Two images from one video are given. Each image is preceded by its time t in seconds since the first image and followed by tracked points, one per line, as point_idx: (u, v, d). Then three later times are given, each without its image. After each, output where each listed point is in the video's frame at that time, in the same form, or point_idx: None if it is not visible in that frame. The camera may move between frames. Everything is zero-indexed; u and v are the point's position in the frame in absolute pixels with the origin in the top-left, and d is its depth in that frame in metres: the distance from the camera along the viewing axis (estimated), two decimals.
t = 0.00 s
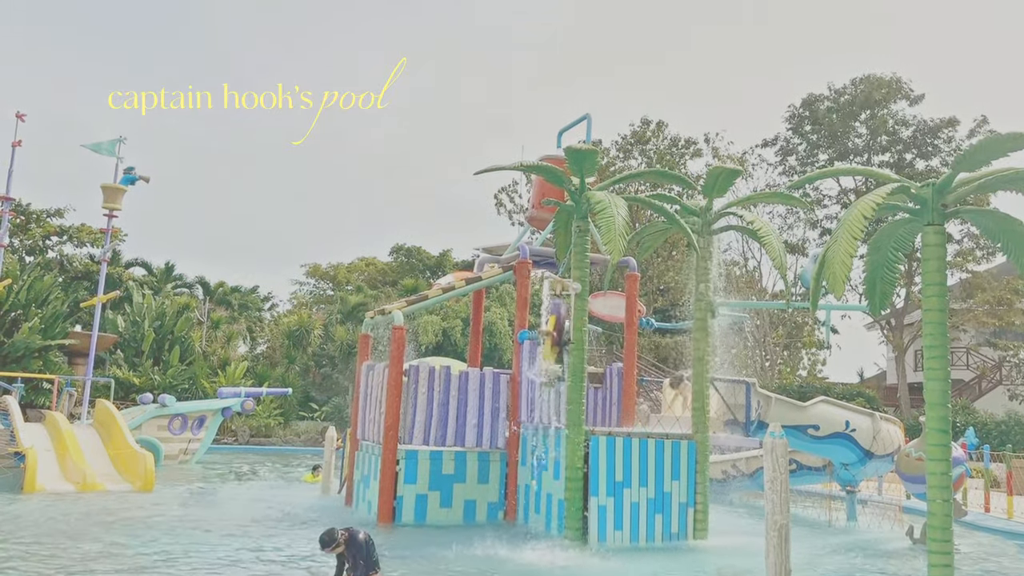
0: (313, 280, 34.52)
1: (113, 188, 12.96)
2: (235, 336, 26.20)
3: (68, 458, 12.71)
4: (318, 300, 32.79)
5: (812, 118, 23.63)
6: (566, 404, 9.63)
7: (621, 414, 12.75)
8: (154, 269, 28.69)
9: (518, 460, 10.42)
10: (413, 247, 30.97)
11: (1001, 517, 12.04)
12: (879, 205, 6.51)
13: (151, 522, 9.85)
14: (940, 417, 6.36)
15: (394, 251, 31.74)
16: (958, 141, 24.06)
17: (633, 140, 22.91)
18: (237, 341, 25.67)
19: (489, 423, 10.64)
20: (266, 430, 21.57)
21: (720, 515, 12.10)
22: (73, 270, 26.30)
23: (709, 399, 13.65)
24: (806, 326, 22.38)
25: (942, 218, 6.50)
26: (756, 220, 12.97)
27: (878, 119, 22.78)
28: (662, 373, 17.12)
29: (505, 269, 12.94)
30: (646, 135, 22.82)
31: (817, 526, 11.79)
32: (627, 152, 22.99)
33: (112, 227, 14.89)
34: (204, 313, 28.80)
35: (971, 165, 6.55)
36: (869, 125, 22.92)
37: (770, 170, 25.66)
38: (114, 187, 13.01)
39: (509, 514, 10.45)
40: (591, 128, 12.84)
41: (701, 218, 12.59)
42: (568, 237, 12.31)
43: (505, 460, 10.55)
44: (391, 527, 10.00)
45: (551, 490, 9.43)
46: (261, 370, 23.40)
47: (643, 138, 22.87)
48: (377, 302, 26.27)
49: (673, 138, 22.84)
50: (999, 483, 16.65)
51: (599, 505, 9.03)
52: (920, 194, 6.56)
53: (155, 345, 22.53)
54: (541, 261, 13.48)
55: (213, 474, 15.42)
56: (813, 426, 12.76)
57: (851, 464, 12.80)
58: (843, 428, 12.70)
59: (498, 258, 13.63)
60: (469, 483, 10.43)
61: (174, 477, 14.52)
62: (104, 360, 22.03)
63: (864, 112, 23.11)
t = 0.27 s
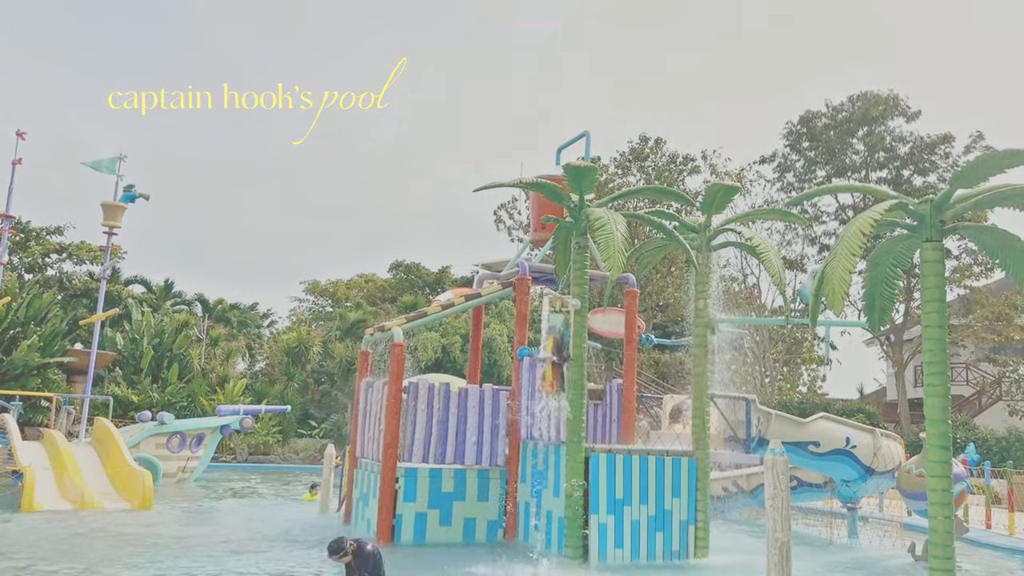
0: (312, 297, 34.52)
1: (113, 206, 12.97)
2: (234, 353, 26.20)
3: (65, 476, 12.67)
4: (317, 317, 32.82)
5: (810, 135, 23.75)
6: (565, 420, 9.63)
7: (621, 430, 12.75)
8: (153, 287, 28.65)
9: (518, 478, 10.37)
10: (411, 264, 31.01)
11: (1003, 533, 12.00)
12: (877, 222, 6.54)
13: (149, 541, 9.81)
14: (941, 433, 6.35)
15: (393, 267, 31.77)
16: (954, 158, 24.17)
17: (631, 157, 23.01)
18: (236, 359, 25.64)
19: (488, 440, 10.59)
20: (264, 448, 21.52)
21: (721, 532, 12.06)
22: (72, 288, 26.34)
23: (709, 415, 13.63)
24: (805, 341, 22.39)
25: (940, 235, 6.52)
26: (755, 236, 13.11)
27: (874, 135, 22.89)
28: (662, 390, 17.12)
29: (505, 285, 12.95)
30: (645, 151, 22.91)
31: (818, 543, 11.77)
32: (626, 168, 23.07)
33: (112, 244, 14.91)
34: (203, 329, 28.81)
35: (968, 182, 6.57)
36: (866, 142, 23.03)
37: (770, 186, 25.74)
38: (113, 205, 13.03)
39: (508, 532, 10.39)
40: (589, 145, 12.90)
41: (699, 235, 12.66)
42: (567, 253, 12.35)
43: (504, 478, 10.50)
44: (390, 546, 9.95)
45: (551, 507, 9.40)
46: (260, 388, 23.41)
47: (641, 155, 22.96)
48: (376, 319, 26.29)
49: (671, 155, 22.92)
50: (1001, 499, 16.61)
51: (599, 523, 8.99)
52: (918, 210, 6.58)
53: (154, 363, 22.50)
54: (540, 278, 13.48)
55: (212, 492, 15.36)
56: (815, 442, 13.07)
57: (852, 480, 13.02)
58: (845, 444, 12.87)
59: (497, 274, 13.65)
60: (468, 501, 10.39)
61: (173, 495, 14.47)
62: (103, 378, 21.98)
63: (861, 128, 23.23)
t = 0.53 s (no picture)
0: (308, 312, 34.40)
1: (107, 221, 12.87)
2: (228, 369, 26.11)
3: (57, 494, 12.48)
4: (312, 332, 32.72)
5: (808, 149, 23.76)
6: (564, 436, 9.49)
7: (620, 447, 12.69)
8: (148, 302, 28.39)
9: (516, 495, 10.21)
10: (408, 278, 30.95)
11: (1006, 550, 11.84)
12: (877, 236, 6.45)
13: (140, 559, 9.64)
14: (943, 449, 6.21)
15: (388, 282, 31.69)
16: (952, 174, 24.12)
17: (630, 172, 22.95)
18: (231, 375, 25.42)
19: (486, 457, 10.50)
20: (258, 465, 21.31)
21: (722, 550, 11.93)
22: (65, 303, 26.22)
23: (710, 432, 13.57)
24: (806, 356, 22.25)
25: (941, 249, 6.41)
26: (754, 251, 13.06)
27: (874, 150, 22.86)
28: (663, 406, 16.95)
29: (503, 300, 12.86)
30: (643, 166, 22.86)
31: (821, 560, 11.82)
32: (624, 182, 23.02)
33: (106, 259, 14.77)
34: (197, 345, 28.63)
35: (968, 197, 6.48)
36: (866, 157, 23.02)
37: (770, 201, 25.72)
38: (108, 220, 12.92)
39: (506, 551, 10.24)
40: (587, 159, 12.84)
41: (698, 249, 12.59)
42: (565, 268, 12.26)
43: (503, 496, 10.37)
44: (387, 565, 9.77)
45: (549, 525, 9.25)
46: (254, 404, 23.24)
47: (639, 169, 22.89)
48: (374, 334, 26.15)
49: (669, 169, 22.85)
50: (1004, 517, 16.43)
51: (598, 541, 8.85)
52: (918, 225, 6.48)
53: (148, 379, 22.31)
54: (539, 293, 13.37)
55: (206, 510, 15.16)
56: (816, 459, 12.89)
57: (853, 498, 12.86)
58: (846, 461, 12.73)
59: (495, 288, 13.54)
60: (466, 519, 10.21)
61: (166, 513, 14.28)
62: (96, 394, 21.76)
63: (859, 143, 23.19)
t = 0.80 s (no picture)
0: (280, 328, 33.31)
1: (62, 227, 11.69)
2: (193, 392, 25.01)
3: (5, 529, 11.18)
4: (289, 350, 31.53)
5: (833, 148, 22.59)
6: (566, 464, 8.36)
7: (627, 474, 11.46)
8: (107, 317, 27.18)
9: (514, 532, 8.93)
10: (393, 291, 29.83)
11: None
12: (908, 243, 5.44)
13: None
14: (984, 482, 5.12)
15: (371, 295, 30.61)
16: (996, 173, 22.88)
17: (637, 173, 21.78)
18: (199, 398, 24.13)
19: (479, 487, 9.22)
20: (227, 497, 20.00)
21: None
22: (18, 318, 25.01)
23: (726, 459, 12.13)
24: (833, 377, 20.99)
25: (978, 258, 5.33)
26: (774, 261, 11.91)
27: (906, 148, 21.73)
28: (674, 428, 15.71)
29: (499, 314, 11.69)
30: (651, 167, 21.72)
31: None
32: (631, 186, 21.86)
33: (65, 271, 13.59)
34: (160, 362, 27.29)
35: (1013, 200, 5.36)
36: (895, 155, 21.87)
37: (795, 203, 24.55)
38: (64, 226, 11.75)
39: None
40: (591, 159, 11.71)
41: (713, 258, 11.43)
42: (567, 279, 11.11)
43: (499, 530, 9.15)
44: None
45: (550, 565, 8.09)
46: (223, 428, 22.01)
47: (648, 170, 21.73)
48: (355, 352, 24.95)
49: (681, 170, 21.69)
50: None
51: None
52: (952, 230, 5.38)
53: (105, 402, 21.17)
54: (538, 306, 12.21)
55: (171, 547, 13.88)
56: (842, 489, 12.08)
57: (884, 532, 12.10)
58: (876, 491, 12.04)
59: (489, 300, 12.35)
60: (458, 557, 8.99)
61: (127, 551, 13.00)
62: (49, 418, 20.58)
63: (890, 140, 22.06)
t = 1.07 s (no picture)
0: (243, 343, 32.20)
1: None
2: (146, 414, 23.59)
3: None
4: (253, 366, 30.48)
5: (868, 140, 21.27)
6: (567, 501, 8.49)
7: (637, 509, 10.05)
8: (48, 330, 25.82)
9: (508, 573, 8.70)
10: (372, 300, 28.60)
11: None
12: (954, 249, 5.24)
13: None
14: None
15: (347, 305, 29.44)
16: None
17: (649, 167, 20.46)
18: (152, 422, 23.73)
19: (470, 525, 8.87)
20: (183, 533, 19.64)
21: None
22: None
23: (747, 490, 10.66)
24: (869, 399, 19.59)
25: None
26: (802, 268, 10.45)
27: (949, 140, 20.36)
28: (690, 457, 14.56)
29: (491, 327, 10.35)
30: (664, 160, 20.40)
31: None
32: (641, 183, 20.51)
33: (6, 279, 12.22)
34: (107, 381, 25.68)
35: None
36: (939, 148, 20.46)
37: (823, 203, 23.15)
38: None
39: None
40: (594, 153, 10.38)
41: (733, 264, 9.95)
42: (568, 288, 9.78)
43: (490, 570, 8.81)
44: None
45: None
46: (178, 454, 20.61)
47: (660, 164, 20.41)
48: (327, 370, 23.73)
49: (697, 164, 20.35)
50: None
51: None
52: (1003, 234, 5.19)
53: (46, 427, 19.96)
54: (534, 318, 10.89)
55: None
56: (880, 524, 10.76)
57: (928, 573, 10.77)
58: (918, 526, 10.71)
59: (480, 311, 10.98)
60: None
61: None
62: None
63: (932, 132, 20.67)
